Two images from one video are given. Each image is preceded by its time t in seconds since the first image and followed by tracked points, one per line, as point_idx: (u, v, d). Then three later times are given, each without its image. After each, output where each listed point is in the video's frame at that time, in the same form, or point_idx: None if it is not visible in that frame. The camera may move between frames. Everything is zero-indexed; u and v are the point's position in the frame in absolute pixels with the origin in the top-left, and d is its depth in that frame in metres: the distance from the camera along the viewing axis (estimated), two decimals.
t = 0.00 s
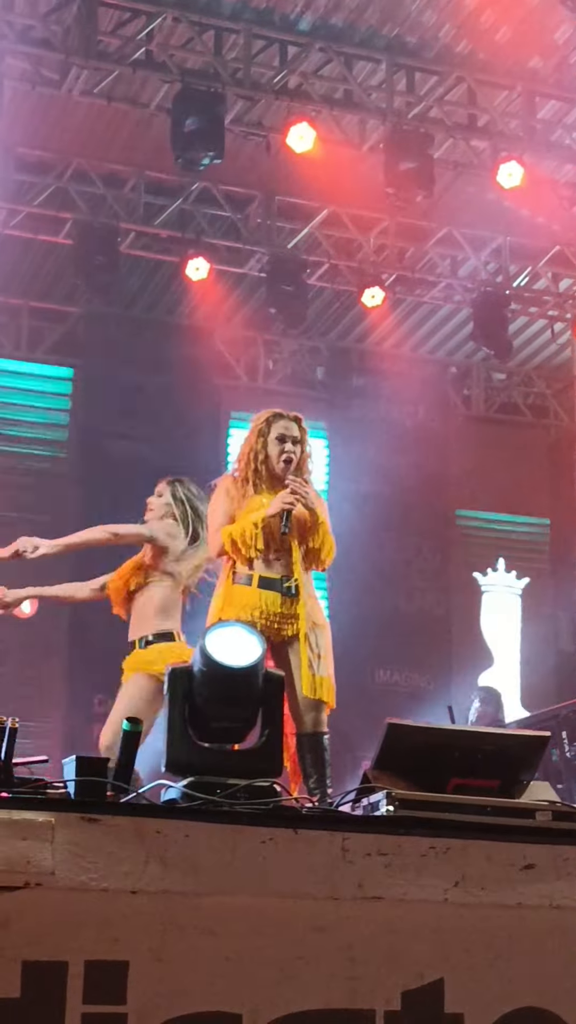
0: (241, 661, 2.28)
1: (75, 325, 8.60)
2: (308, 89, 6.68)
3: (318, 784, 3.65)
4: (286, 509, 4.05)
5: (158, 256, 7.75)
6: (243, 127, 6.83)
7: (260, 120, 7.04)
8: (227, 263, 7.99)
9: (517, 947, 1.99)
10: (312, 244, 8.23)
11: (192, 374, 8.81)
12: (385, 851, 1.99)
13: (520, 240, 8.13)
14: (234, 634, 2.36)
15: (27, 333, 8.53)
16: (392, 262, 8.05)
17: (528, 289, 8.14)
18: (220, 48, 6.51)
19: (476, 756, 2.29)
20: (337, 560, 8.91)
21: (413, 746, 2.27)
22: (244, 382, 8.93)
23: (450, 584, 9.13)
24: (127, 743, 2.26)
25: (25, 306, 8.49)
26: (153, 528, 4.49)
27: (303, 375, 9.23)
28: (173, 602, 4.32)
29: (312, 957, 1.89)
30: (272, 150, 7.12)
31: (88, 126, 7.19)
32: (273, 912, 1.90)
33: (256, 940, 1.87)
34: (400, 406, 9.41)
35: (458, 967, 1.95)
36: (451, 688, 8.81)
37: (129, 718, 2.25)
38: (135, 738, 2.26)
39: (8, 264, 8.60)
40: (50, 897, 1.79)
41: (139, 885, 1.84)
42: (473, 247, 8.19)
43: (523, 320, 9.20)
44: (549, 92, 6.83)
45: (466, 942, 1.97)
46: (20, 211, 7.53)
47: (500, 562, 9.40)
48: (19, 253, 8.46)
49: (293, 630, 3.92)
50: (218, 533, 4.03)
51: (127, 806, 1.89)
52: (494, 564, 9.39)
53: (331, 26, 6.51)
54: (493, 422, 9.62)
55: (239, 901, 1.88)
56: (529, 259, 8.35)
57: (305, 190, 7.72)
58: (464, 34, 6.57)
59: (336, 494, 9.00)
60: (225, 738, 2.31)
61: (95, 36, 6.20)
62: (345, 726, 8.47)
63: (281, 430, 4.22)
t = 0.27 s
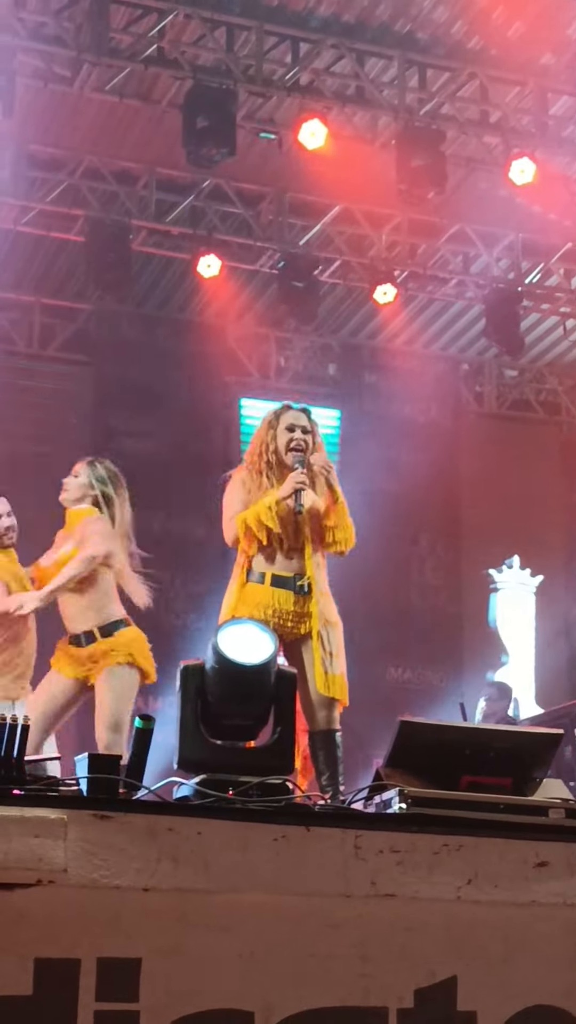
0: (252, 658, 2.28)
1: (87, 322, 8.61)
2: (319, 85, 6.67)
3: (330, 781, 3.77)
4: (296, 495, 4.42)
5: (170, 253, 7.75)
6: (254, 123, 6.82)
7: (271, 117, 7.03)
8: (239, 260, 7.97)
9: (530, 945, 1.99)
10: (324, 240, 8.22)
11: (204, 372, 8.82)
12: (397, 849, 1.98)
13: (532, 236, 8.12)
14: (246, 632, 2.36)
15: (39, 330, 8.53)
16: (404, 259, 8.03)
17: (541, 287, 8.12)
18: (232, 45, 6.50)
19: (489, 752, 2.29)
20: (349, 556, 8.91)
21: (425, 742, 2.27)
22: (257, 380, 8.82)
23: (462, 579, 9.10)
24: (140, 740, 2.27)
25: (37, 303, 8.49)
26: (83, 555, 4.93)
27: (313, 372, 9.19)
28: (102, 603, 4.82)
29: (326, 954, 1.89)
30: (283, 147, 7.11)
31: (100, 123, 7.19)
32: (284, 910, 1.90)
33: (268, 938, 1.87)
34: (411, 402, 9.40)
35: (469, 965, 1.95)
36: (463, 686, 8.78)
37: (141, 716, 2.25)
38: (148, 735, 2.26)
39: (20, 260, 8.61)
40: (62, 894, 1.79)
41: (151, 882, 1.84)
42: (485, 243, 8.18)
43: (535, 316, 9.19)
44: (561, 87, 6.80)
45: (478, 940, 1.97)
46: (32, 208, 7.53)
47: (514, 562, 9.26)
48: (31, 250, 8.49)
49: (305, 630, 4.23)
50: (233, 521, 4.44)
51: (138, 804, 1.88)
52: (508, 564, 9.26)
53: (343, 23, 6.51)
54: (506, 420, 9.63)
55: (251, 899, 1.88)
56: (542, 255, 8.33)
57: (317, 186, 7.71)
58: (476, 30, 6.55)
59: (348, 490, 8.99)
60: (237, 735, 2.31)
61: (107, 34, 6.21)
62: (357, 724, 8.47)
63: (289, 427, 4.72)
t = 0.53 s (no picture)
0: (271, 653, 2.28)
1: (104, 316, 8.62)
2: (337, 79, 6.66)
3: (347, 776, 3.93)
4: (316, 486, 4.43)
5: (187, 248, 7.75)
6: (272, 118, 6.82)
7: (288, 110, 7.04)
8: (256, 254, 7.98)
9: (548, 940, 1.99)
10: (341, 234, 8.22)
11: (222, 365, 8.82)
12: (416, 843, 1.97)
13: (550, 229, 8.10)
14: (264, 626, 2.36)
15: (56, 325, 8.55)
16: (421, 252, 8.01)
17: (558, 281, 8.09)
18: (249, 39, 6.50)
19: (507, 746, 2.28)
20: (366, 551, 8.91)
21: (443, 737, 2.27)
22: (275, 375, 9.09)
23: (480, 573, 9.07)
24: (158, 734, 2.28)
25: (54, 297, 8.51)
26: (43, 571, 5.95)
27: (331, 367, 9.44)
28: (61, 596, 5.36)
29: (344, 948, 1.90)
30: (300, 141, 7.11)
31: (117, 117, 7.20)
32: (303, 904, 1.90)
33: (286, 932, 1.88)
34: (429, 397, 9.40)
35: (487, 959, 1.95)
36: (480, 680, 8.76)
37: (160, 711, 2.26)
38: (165, 729, 2.27)
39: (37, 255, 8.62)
40: (80, 889, 1.80)
41: (169, 877, 1.85)
42: (503, 237, 8.17)
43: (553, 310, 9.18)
44: None
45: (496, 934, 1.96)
46: (49, 202, 7.54)
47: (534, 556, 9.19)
48: (49, 245, 8.51)
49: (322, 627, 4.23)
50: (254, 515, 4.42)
51: (157, 798, 1.88)
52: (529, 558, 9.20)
53: (360, 16, 6.49)
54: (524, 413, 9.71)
55: (269, 893, 1.89)
56: (559, 249, 8.31)
57: (334, 180, 7.70)
58: (493, 23, 6.55)
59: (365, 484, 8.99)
60: (255, 729, 2.32)
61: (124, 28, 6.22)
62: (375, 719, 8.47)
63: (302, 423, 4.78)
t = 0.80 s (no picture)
0: (295, 650, 2.29)
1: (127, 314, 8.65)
2: (357, 75, 6.66)
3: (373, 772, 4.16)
4: (337, 499, 4.62)
5: (209, 244, 7.77)
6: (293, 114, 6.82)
7: (310, 106, 7.04)
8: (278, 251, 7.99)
9: None
10: (363, 230, 8.21)
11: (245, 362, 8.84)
12: (441, 839, 1.99)
13: (573, 223, 8.07)
14: (288, 622, 2.37)
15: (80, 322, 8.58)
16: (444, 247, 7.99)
17: None
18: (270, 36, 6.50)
19: (532, 742, 2.28)
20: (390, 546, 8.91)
21: (468, 732, 2.27)
22: (297, 372, 9.25)
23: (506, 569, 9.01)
24: (183, 731, 2.29)
25: (77, 294, 8.54)
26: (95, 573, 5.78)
27: (354, 363, 9.52)
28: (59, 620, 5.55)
29: (371, 944, 1.90)
30: (322, 137, 7.11)
31: (139, 115, 7.22)
32: (329, 900, 1.91)
33: (311, 928, 1.88)
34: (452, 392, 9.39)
35: (513, 955, 1.94)
36: (506, 676, 8.73)
37: (184, 707, 2.28)
38: (190, 726, 2.29)
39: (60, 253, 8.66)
40: (107, 885, 1.81)
41: (195, 873, 1.86)
42: (525, 231, 8.14)
43: None
44: None
45: (523, 930, 1.96)
46: (72, 201, 7.57)
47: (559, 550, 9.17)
48: (71, 244, 8.54)
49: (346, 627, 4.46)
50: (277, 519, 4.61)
51: (182, 794, 1.90)
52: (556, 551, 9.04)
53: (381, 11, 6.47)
54: (547, 408, 9.69)
55: (295, 888, 1.90)
56: None
57: (356, 176, 7.70)
58: (514, 18, 6.53)
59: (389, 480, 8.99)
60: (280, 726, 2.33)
61: (145, 25, 6.23)
62: (400, 714, 8.48)
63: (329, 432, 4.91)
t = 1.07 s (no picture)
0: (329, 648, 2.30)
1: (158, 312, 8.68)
2: (388, 71, 6.65)
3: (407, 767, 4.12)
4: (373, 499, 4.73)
5: (240, 242, 7.78)
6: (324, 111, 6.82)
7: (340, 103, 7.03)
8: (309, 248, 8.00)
9: None
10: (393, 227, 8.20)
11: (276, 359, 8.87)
12: (477, 836, 1.99)
13: None
14: (322, 621, 2.38)
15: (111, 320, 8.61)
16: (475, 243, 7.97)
17: None
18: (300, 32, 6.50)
19: (568, 740, 2.28)
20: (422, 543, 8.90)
21: (503, 730, 2.27)
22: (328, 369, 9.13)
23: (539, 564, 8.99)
24: (218, 729, 2.30)
25: (108, 293, 8.58)
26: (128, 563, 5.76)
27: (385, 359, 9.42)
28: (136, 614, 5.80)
29: (406, 942, 1.91)
30: (352, 134, 7.11)
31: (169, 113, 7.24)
32: (365, 898, 1.92)
33: (348, 926, 1.89)
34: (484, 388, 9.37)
35: (551, 954, 1.94)
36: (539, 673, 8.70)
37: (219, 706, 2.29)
38: (225, 724, 2.30)
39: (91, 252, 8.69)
40: (143, 882, 1.83)
41: (232, 871, 1.88)
42: (557, 226, 8.11)
43: None
44: None
45: (560, 928, 1.96)
46: (103, 200, 7.60)
47: None
48: (103, 243, 8.58)
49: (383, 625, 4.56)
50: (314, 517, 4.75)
51: (217, 792, 1.91)
52: None
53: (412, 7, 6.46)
54: None
55: (331, 886, 1.91)
56: None
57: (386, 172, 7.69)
58: (546, 12, 6.50)
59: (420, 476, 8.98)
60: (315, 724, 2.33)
61: (176, 23, 6.25)
62: (433, 711, 8.47)
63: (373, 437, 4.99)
